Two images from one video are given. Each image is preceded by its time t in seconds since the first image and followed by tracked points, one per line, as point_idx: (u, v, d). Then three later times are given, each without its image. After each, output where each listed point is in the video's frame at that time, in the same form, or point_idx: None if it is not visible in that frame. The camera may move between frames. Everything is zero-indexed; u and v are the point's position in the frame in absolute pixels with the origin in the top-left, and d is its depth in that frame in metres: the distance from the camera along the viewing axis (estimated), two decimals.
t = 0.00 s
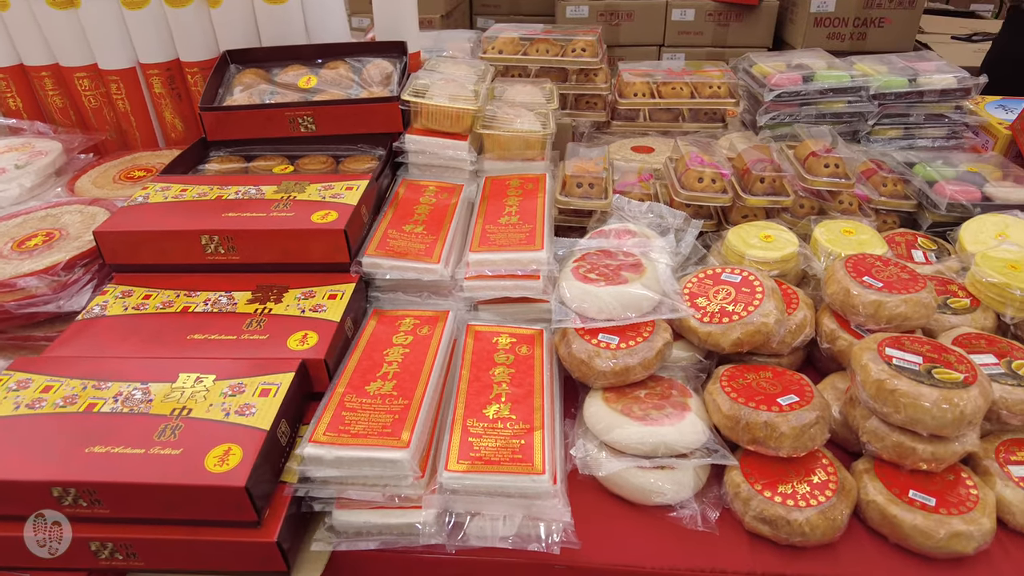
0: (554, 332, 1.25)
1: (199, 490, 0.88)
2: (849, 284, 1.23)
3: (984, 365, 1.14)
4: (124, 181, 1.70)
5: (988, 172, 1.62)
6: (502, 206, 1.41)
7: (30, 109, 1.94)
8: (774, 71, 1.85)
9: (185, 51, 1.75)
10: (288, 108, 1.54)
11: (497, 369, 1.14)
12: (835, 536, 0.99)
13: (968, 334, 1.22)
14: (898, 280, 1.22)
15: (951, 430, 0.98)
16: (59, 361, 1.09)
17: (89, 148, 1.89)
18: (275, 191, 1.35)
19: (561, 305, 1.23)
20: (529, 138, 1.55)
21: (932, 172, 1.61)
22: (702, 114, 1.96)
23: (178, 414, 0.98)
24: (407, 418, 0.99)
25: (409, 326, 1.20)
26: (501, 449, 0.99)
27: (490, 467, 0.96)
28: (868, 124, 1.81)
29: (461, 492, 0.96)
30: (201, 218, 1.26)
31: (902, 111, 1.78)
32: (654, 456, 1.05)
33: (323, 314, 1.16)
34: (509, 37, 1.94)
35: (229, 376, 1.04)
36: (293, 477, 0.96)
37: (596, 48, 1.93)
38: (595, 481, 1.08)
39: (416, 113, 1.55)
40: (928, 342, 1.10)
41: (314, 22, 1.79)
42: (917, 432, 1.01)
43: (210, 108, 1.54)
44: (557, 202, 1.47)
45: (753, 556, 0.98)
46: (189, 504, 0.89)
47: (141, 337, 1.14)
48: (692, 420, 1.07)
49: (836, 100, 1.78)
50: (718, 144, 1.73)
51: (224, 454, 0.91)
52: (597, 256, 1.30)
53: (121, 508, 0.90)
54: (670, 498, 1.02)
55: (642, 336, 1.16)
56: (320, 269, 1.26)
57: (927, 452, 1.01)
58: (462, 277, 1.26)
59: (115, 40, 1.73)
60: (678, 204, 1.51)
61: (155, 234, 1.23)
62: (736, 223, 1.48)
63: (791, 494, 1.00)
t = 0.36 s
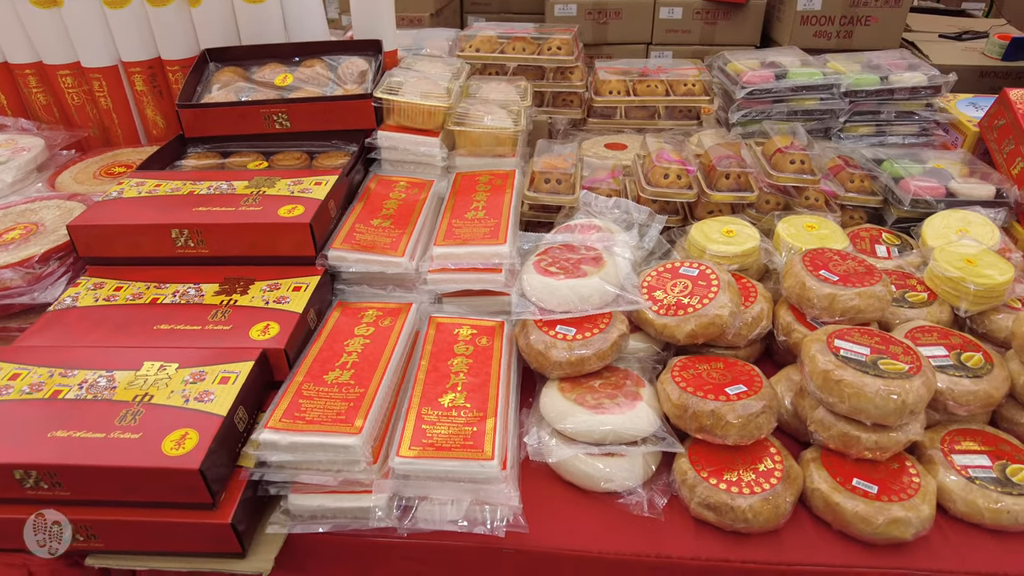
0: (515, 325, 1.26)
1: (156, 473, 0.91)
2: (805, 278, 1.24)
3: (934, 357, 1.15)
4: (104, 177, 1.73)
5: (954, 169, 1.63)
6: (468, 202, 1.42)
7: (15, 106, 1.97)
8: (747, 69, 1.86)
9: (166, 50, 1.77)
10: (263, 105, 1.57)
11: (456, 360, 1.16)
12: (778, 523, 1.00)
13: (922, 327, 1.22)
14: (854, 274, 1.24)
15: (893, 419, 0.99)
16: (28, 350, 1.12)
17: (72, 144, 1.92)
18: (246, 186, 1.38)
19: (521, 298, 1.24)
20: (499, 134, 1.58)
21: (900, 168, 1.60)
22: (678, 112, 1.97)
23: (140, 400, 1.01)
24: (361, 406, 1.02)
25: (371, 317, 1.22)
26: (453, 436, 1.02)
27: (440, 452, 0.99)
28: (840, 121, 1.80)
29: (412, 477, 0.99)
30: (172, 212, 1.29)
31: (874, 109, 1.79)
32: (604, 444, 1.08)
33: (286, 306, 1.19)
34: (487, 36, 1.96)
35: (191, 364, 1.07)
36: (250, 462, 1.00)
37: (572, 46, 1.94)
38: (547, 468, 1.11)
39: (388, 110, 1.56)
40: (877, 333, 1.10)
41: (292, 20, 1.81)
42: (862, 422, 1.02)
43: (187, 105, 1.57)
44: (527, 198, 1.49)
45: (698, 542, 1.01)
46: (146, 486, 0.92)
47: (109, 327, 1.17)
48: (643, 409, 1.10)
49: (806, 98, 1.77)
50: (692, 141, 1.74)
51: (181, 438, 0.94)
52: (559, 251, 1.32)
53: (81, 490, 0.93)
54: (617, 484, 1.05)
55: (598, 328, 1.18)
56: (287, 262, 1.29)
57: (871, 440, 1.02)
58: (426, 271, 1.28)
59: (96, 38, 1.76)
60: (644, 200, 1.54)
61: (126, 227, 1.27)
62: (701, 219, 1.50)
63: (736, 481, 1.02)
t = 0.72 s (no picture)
0: (471, 314, 1.28)
1: (106, 452, 0.94)
2: (755, 268, 1.26)
3: (878, 346, 1.17)
4: (80, 171, 1.76)
5: (916, 163, 1.64)
6: (431, 194, 1.45)
7: None
8: (715, 64, 1.86)
9: (143, 46, 1.80)
10: (234, 100, 1.60)
11: (409, 348, 1.18)
12: (715, 506, 1.01)
13: (870, 317, 1.24)
14: (803, 264, 1.25)
15: (829, 405, 1.00)
16: None
17: (52, 139, 1.95)
18: (213, 179, 1.41)
19: (476, 288, 1.26)
20: (465, 129, 1.60)
21: (862, 162, 1.62)
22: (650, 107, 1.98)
23: (96, 383, 1.04)
24: (309, 390, 1.05)
25: (327, 306, 1.25)
26: (399, 419, 1.04)
27: (384, 435, 1.02)
28: (808, 117, 1.81)
29: (357, 458, 1.02)
30: (138, 203, 1.32)
31: (841, 104, 1.79)
32: (547, 428, 1.10)
33: (244, 294, 1.22)
34: (461, 33, 1.99)
35: (148, 349, 1.10)
36: (201, 444, 1.03)
37: (543, 42, 1.96)
38: (495, 453, 1.13)
39: (356, 105, 1.59)
40: (818, 321, 1.11)
41: (268, 16, 1.84)
42: (799, 408, 1.03)
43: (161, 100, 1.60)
44: (490, 190, 1.52)
45: (636, 524, 1.03)
46: (97, 464, 0.96)
47: (73, 314, 1.20)
48: (587, 395, 1.12)
49: (773, 93, 1.78)
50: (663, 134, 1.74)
51: (132, 418, 0.97)
52: (516, 242, 1.35)
53: (34, 469, 0.96)
54: (561, 468, 1.07)
55: (549, 316, 1.21)
56: (249, 253, 1.32)
57: (808, 427, 1.03)
58: (384, 261, 1.30)
59: (75, 35, 1.79)
60: (605, 193, 1.56)
61: (93, 218, 1.30)
62: (662, 212, 1.52)
63: (674, 465, 1.04)
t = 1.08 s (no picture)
0: (418, 304, 1.29)
1: (38, 435, 0.95)
2: (698, 259, 1.27)
3: (817, 336, 1.15)
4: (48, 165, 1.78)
5: (874, 156, 1.64)
6: (384, 186, 1.45)
7: None
8: (679, 59, 1.86)
9: (110, 41, 1.81)
10: (195, 94, 1.60)
11: (351, 337, 1.19)
12: (643, 493, 1.02)
13: (813, 308, 1.23)
14: (747, 255, 1.26)
15: (758, 392, 1.00)
16: None
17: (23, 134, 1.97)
18: (168, 171, 1.42)
19: (421, 278, 1.26)
20: (422, 122, 1.61)
21: (819, 156, 1.60)
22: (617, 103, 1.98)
23: (35, 368, 1.05)
24: (244, 376, 1.07)
25: (273, 296, 1.26)
26: (333, 406, 1.05)
27: (316, 421, 1.03)
28: (770, 111, 1.80)
29: (289, 444, 1.03)
30: (91, 194, 1.34)
31: (804, 97, 1.78)
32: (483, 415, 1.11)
33: (189, 284, 1.24)
34: (430, 27, 1.96)
35: (90, 337, 1.11)
36: (140, 429, 1.04)
37: (508, 37, 1.94)
38: (432, 441, 1.14)
39: (314, 98, 1.60)
40: (753, 310, 1.12)
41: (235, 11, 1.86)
42: (728, 394, 1.03)
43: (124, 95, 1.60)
44: (444, 183, 1.53)
45: (565, 510, 1.04)
46: (31, 447, 0.97)
47: (22, 303, 1.22)
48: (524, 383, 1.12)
49: (736, 87, 1.78)
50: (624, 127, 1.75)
51: (67, 402, 0.99)
52: (465, 233, 1.35)
53: None
54: (494, 455, 1.08)
55: (492, 307, 1.20)
56: (200, 243, 1.33)
57: (738, 413, 1.03)
58: (332, 251, 1.31)
59: (44, 30, 1.80)
60: (561, 186, 1.57)
61: (46, 209, 1.31)
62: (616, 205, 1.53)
63: (605, 451, 1.04)
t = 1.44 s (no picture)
0: (354, 301, 1.28)
1: None
2: (636, 256, 1.25)
3: (751, 333, 1.13)
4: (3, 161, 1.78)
5: (830, 152, 1.61)
6: (327, 182, 1.44)
7: None
8: (639, 54, 1.84)
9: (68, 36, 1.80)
10: (147, 90, 1.59)
11: (280, 334, 1.18)
12: (564, 492, 1.00)
13: (751, 305, 1.21)
14: (685, 252, 1.24)
15: (680, 389, 0.99)
16: None
17: None
18: (110, 167, 1.41)
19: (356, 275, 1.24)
20: (371, 117, 1.59)
21: (774, 151, 1.58)
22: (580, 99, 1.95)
23: None
24: (166, 373, 1.06)
25: (206, 293, 1.26)
26: (252, 403, 1.04)
27: (233, 418, 1.02)
28: (730, 106, 1.78)
29: (207, 441, 1.02)
30: (29, 190, 1.32)
31: (763, 93, 1.76)
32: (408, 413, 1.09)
33: (122, 280, 1.23)
34: (392, 23, 1.94)
35: (14, 332, 1.10)
36: (60, 426, 1.03)
37: (468, 33, 1.91)
38: (359, 439, 1.13)
39: (264, 95, 1.60)
40: (684, 307, 1.10)
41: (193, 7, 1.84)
42: (651, 392, 1.02)
43: (76, 91, 1.56)
44: (390, 178, 1.49)
45: (486, 509, 1.02)
46: None
47: None
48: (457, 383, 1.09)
49: (695, 83, 1.75)
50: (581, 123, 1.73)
51: None
52: (405, 229, 1.32)
53: None
54: (417, 454, 1.07)
55: (427, 302, 1.18)
56: (138, 240, 1.32)
57: (661, 411, 1.02)
58: (268, 248, 1.30)
59: None
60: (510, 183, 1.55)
61: None
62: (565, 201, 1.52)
63: (527, 450, 1.02)
